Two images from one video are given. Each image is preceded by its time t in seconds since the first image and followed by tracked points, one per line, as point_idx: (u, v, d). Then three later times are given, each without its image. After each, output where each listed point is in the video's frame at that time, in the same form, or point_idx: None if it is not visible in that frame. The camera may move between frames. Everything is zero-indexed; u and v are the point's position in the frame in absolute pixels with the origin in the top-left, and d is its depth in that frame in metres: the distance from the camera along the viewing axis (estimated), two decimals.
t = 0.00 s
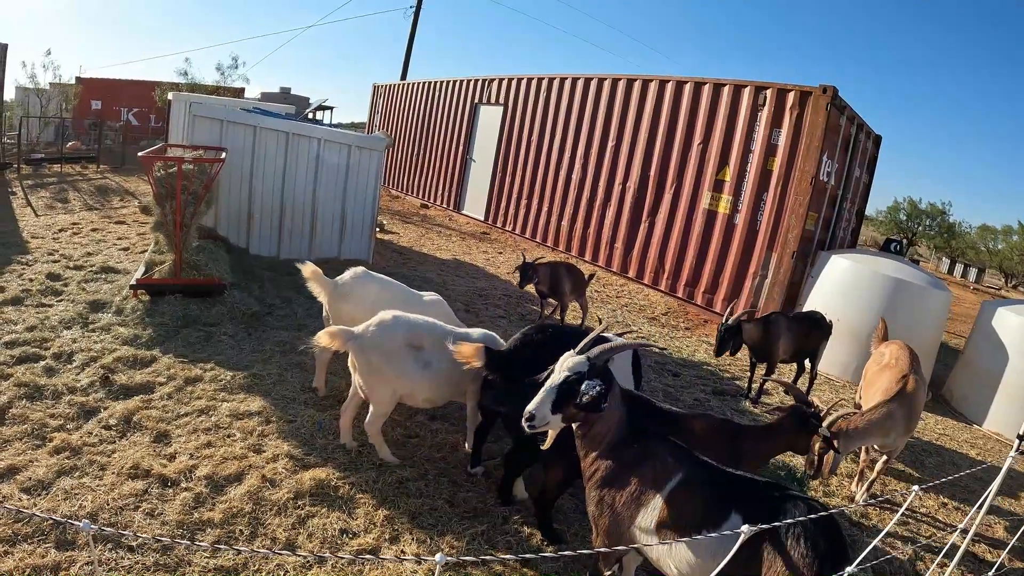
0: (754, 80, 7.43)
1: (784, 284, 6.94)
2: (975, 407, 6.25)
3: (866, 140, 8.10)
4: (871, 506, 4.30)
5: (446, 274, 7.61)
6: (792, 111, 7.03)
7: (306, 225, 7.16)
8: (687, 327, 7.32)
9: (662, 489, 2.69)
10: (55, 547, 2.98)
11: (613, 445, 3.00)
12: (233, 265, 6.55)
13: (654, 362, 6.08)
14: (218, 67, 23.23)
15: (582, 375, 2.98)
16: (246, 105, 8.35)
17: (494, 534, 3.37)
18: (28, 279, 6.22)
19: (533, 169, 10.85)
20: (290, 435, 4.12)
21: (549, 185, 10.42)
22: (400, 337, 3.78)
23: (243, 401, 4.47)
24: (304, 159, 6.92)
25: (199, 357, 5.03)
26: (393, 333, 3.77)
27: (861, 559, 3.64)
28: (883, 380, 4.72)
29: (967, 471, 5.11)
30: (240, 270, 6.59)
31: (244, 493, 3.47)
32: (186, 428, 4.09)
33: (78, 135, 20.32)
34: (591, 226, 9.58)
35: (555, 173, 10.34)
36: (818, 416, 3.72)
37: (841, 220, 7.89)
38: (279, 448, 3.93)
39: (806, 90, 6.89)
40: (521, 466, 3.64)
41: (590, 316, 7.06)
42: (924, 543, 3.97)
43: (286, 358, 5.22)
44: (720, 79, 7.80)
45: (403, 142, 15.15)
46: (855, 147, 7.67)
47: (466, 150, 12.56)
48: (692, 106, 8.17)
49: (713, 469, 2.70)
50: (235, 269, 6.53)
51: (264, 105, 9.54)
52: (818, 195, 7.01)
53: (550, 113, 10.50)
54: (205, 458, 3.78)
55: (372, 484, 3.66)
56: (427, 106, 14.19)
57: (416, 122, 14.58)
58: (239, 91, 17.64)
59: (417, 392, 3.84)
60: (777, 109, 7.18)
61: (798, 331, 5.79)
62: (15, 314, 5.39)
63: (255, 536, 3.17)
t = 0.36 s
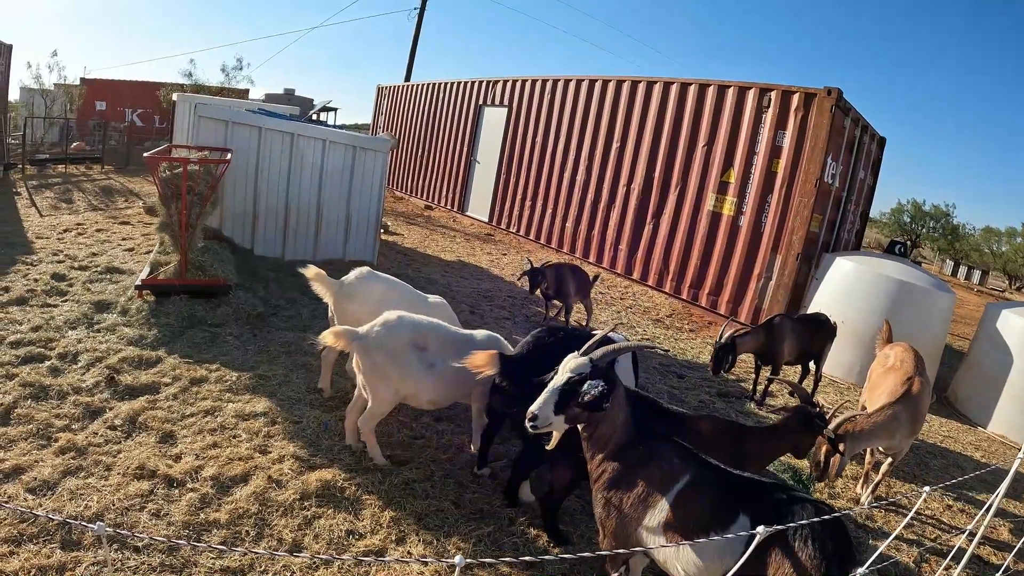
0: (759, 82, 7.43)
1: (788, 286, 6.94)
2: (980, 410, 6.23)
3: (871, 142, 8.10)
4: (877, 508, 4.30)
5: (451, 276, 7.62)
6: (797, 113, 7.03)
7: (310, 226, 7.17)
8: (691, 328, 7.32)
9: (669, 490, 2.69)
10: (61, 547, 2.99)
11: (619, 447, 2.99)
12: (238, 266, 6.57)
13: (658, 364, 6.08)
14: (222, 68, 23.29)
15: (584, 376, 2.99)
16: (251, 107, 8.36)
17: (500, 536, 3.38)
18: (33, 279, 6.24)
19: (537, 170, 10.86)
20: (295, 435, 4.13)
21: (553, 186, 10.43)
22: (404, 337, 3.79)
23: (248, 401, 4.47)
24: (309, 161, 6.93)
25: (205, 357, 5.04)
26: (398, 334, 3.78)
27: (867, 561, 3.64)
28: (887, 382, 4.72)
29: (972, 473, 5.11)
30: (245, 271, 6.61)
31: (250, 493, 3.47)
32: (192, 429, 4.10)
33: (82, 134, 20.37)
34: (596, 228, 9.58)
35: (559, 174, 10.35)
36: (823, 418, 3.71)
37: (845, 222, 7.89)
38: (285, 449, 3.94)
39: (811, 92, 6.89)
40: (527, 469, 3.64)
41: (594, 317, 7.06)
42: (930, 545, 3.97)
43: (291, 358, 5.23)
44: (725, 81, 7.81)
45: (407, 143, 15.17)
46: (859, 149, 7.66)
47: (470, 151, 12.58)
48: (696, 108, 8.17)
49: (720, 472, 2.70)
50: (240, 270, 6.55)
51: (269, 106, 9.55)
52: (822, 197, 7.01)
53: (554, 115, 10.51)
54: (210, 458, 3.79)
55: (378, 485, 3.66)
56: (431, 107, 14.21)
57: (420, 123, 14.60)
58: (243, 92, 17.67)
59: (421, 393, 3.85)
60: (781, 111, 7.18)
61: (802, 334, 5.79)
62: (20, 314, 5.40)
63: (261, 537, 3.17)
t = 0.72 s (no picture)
0: (762, 83, 7.43)
1: (791, 287, 6.93)
2: (983, 411, 6.23)
3: (874, 143, 8.10)
4: (881, 510, 4.30)
5: (454, 276, 7.62)
6: (800, 114, 7.03)
7: (313, 226, 7.17)
8: (694, 329, 7.32)
9: (676, 492, 2.68)
10: (64, 547, 2.99)
11: (626, 448, 2.99)
12: (241, 266, 6.57)
13: (661, 364, 6.07)
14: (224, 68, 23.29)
15: (592, 376, 2.99)
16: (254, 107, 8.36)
17: (505, 536, 3.37)
18: (35, 279, 6.23)
19: (540, 171, 10.86)
20: (299, 436, 4.12)
21: (556, 187, 10.43)
22: (410, 338, 3.78)
23: (252, 402, 4.47)
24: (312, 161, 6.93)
25: (208, 357, 5.04)
26: (403, 334, 3.78)
27: (872, 561, 3.64)
28: (891, 383, 4.72)
29: (976, 475, 5.10)
30: (248, 271, 6.60)
31: (254, 494, 3.47)
32: (195, 429, 4.09)
33: (84, 134, 20.39)
34: (598, 229, 9.58)
35: (562, 175, 10.34)
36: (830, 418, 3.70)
37: (848, 223, 7.89)
38: (289, 449, 3.93)
39: (814, 93, 6.88)
40: (532, 469, 3.64)
41: (597, 318, 7.05)
42: (935, 546, 3.96)
43: (295, 358, 5.22)
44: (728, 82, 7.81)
45: (409, 144, 15.17)
46: (862, 150, 7.66)
47: (472, 152, 12.58)
48: (699, 109, 8.17)
49: (726, 472, 2.69)
50: (243, 270, 6.55)
51: (272, 106, 9.55)
52: (825, 197, 7.00)
53: (557, 116, 10.51)
54: (214, 458, 3.78)
55: (383, 485, 3.66)
56: (433, 108, 14.22)
57: (422, 124, 14.61)
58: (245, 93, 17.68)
59: (426, 394, 3.85)
60: (784, 111, 7.18)
61: (806, 335, 5.79)
62: (22, 314, 5.39)
63: (265, 537, 3.17)
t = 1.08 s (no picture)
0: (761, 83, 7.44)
1: (790, 287, 6.94)
2: (982, 411, 6.23)
3: (873, 143, 8.11)
4: (880, 509, 4.31)
5: (454, 277, 7.62)
6: (799, 114, 7.04)
7: (313, 227, 7.18)
8: (693, 329, 7.33)
9: (675, 492, 2.69)
10: (64, 548, 2.99)
11: (623, 449, 2.99)
12: (241, 267, 6.58)
13: (661, 365, 6.08)
14: (224, 69, 23.29)
15: (592, 377, 3.00)
16: (253, 107, 8.37)
17: (505, 536, 3.38)
18: (34, 279, 6.24)
19: (539, 171, 10.87)
20: (299, 436, 4.13)
21: (555, 187, 10.43)
22: (412, 340, 3.79)
23: (252, 402, 4.47)
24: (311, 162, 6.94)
25: (208, 358, 5.04)
26: (406, 336, 3.78)
27: (871, 561, 3.65)
28: (889, 382, 4.73)
29: (975, 475, 5.12)
30: (248, 272, 6.61)
31: (254, 494, 3.47)
32: (196, 429, 4.10)
33: (84, 134, 20.40)
34: (598, 229, 9.59)
35: (561, 175, 10.35)
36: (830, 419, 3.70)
37: (847, 223, 7.89)
38: (289, 450, 3.94)
39: (813, 93, 6.89)
40: (531, 470, 3.65)
41: (596, 318, 7.06)
42: (933, 545, 3.98)
43: (295, 359, 5.23)
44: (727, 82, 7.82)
45: (409, 144, 15.17)
46: (861, 150, 7.67)
47: (472, 152, 12.59)
48: (698, 109, 8.18)
49: (725, 473, 2.70)
50: (243, 270, 6.55)
51: (271, 106, 9.55)
52: (824, 198, 7.01)
53: (556, 116, 10.51)
54: (214, 459, 3.79)
55: (383, 486, 3.66)
56: (432, 108, 14.22)
57: (422, 124, 14.61)
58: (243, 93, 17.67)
59: (426, 396, 3.85)
60: (783, 112, 7.19)
61: (806, 335, 5.81)
62: (23, 315, 5.40)
63: (265, 538, 3.18)
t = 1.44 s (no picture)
0: (760, 82, 7.44)
1: (790, 287, 6.93)
2: (982, 410, 6.22)
3: (872, 142, 8.10)
4: (879, 507, 4.31)
5: (453, 276, 7.62)
6: (798, 113, 7.04)
7: (312, 226, 7.17)
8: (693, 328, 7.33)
9: (672, 489, 2.69)
10: (63, 544, 2.99)
11: (620, 446, 2.99)
12: (240, 265, 6.58)
13: (660, 363, 6.08)
14: (223, 69, 23.27)
15: (589, 373, 3.01)
16: (253, 107, 8.37)
17: (503, 534, 3.38)
18: (34, 278, 6.24)
19: (538, 171, 10.87)
20: (298, 434, 4.13)
21: (555, 186, 10.43)
22: (410, 337, 3.78)
23: (251, 400, 4.47)
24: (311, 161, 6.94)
25: (206, 356, 5.04)
26: (403, 334, 3.77)
27: (869, 559, 3.65)
28: (888, 380, 4.72)
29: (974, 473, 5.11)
30: (247, 270, 6.61)
31: (252, 491, 3.47)
32: (194, 427, 4.10)
33: (83, 134, 20.39)
34: (597, 228, 9.58)
35: (561, 174, 10.35)
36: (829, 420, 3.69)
37: (847, 222, 7.89)
38: (287, 447, 3.94)
39: (812, 92, 6.90)
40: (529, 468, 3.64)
41: (596, 317, 7.06)
42: (932, 543, 3.97)
43: (294, 358, 5.23)
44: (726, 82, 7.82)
45: (409, 144, 15.16)
46: (861, 150, 7.67)
47: (472, 152, 12.59)
48: (697, 108, 8.18)
49: (722, 469, 2.69)
50: (242, 269, 6.55)
51: (272, 106, 9.55)
52: (824, 197, 7.01)
53: (556, 115, 10.51)
54: (212, 456, 3.78)
55: (381, 483, 3.66)
56: (433, 108, 14.22)
57: (422, 124, 14.61)
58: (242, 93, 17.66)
59: (422, 395, 3.85)
60: (783, 111, 7.19)
61: (807, 334, 5.82)
62: (22, 313, 5.40)
63: (263, 534, 3.17)
